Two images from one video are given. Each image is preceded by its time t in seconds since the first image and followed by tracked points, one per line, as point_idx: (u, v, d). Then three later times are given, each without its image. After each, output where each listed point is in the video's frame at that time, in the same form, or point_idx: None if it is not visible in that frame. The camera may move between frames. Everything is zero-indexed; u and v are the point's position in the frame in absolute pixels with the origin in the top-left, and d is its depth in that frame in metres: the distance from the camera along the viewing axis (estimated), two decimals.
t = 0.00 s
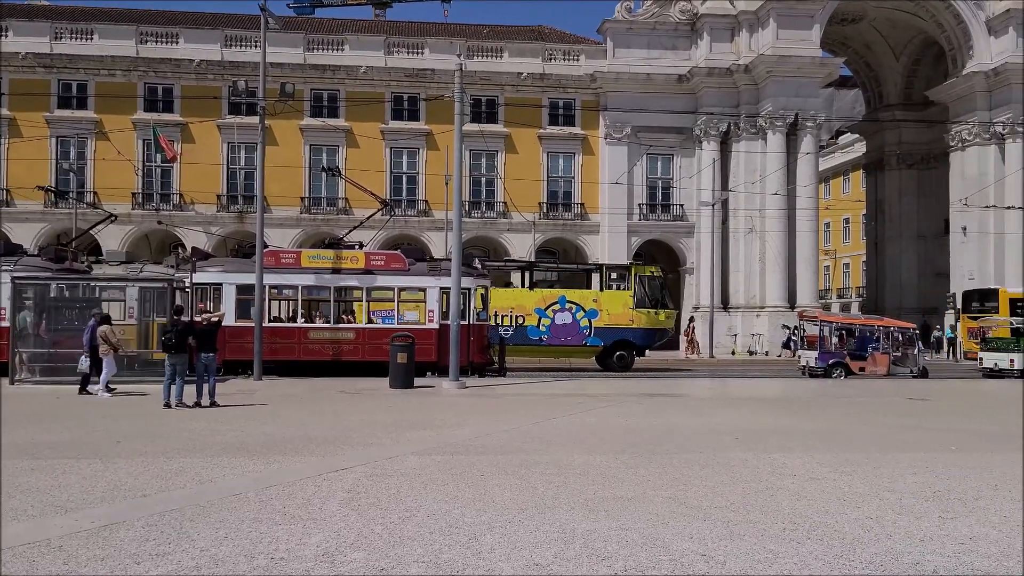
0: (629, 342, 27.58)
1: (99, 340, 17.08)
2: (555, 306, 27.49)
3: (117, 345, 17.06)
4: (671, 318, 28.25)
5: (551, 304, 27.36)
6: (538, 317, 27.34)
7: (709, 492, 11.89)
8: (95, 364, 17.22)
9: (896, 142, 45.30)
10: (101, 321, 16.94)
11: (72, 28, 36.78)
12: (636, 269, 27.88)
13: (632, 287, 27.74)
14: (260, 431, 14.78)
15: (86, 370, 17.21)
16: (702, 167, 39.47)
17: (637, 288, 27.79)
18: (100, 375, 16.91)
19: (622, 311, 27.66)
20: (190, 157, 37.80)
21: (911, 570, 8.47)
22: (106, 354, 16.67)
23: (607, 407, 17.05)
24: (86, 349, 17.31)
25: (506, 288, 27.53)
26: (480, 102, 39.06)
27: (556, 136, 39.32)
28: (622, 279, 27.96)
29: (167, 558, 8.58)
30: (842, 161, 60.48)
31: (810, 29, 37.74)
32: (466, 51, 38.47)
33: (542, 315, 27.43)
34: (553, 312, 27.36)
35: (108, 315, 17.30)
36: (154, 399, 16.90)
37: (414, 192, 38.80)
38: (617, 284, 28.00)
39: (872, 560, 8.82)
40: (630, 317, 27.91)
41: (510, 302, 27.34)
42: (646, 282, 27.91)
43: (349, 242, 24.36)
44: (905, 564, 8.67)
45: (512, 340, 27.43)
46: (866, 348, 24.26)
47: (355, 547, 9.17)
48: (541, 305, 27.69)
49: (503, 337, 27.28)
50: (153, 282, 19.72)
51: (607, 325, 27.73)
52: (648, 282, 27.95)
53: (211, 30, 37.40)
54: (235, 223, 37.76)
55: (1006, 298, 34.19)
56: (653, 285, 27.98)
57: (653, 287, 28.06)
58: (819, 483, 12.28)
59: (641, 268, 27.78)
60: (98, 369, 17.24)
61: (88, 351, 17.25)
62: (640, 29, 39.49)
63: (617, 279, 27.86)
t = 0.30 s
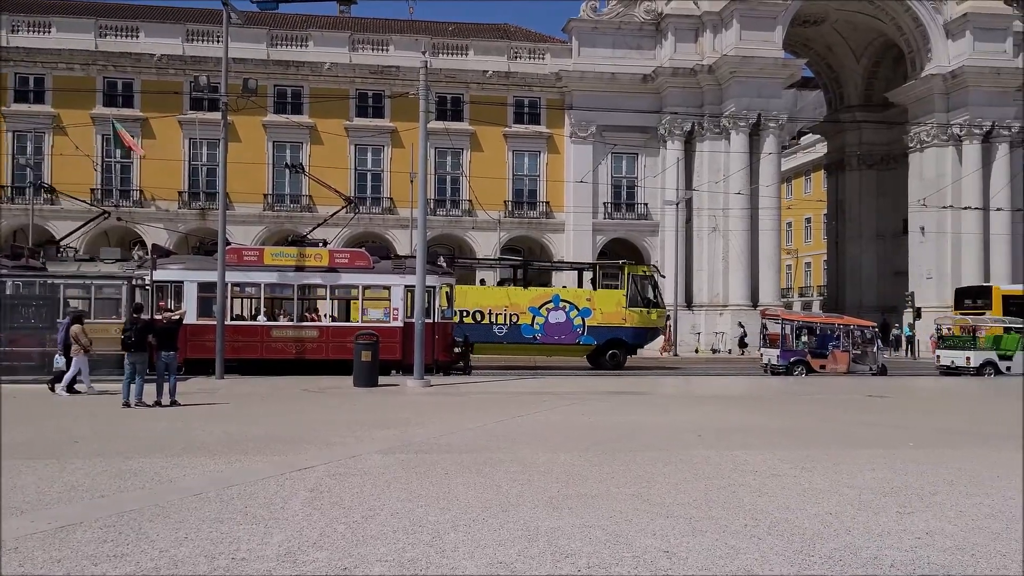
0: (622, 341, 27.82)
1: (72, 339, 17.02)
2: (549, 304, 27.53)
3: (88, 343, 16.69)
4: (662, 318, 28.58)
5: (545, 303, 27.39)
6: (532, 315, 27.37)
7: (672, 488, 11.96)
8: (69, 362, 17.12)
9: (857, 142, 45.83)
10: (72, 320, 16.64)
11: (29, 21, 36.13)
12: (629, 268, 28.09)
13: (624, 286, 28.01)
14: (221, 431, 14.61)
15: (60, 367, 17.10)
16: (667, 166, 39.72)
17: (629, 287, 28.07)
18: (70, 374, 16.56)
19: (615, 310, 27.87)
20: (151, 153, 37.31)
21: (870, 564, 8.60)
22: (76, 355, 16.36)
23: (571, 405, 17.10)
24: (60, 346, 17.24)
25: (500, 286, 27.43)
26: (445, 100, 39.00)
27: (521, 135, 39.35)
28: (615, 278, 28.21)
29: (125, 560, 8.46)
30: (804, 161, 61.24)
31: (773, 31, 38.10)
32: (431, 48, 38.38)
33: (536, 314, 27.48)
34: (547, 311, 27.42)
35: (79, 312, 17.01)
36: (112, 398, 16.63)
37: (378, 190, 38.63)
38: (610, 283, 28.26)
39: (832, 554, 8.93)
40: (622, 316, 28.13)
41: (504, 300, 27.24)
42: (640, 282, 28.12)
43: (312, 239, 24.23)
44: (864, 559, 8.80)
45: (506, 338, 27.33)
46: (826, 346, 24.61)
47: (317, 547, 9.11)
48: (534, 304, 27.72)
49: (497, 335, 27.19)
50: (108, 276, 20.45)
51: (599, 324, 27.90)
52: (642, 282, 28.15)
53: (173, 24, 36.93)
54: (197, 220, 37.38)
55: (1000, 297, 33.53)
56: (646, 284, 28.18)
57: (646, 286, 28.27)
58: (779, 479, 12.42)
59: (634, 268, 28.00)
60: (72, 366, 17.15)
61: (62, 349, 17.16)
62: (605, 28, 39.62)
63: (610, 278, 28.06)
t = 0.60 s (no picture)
0: (622, 340, 28.36)
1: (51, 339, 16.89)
2: (550, 303, 27.78)
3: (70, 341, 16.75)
4: (659, 316, 29.22)
5: (547, 302, 27.65)
6: (534, 314, 27.58)
7: (643, 486, 12.01)
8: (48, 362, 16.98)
9: (826, 142, 46.26)
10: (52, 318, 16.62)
11: None
12: (629, 268, 28.68)
13: (624, 285, 28.53)
14: (190, 430, 14.45)
15: (39, 366, 17.00)
16: (638, 165, 39.88)
17: (629, 287, 28.63)
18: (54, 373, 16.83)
19: (615, 308, 28.40)
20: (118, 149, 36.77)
21: (837, 559, 8.69)
22: (61, 353, 16.57)
23: (543, 403, 17.13)
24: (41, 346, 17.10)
25: (503, 285, 27.56)
26: (417, 97, 38.94)
27: (493, 133, 39.35)
28: (614, 277, 28.59)
29: (91, 560, 8.35)
30: (774, 160, 61.83)
31: (744, 31, 38.40)
32: (403, 45, 38.32)
33: (537, 312, 27.71)
34: (549, 309, 27.67)
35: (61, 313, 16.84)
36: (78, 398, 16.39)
37: (350, 187, 38.47)
38: (608, 282, 28.75)
39: (800, 550, 9.01)
40: (621, 314, 28.67)
41: (507, 298, 27.37)
42: (639, 281, 28.75)
43: (283, 237, 24.11)
44: (831, 554, 8.89)
45: (508, 336, 27.45)
46: (795, 344, 24.90)
47: (287, 546, 9.04)
48: (535, 302, 27.96)
49: (500, 333, 27.28)
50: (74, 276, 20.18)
51: (599, 322, 28.31)
52: (640, 281, 28.81)
53: (140, 18, 36.49)
54: (166, 216, 36.96)
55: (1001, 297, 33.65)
56: (644, 283, 28.85)
57: (643, 285, 28.87)
58: (749, 476, 12.51)
59: (634, 267, 28.64)
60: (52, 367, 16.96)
61: (42, 348, 17.06)
62: (577, 27, 39.71)
63: (610, 277, 28.55)
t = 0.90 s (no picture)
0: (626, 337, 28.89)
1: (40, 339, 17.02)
2: (555, 302, 28.54)
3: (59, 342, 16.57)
4: (663, 314, 29.69)
5: (552, 300, 28.37)
6: (539, 312, 28.28)
7: (619, 484, 12.03)
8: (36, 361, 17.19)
9: (801, 142, 46.59)
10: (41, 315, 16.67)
11: None
12: (633, 267, 29.21)
13: (628, 284, 29.05)
14: (164, 429, 14.31)
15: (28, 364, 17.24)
16: (615, 163, 39.95)
17: (634, 285, 29.11)
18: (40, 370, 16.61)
19: (619, 306, 28.95)
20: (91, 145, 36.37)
21: (811, 556, 8.76)
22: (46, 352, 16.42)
23: (520, 401, 17.14)
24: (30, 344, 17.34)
25: (509, 284, 28.24)
26: (394, 95, 38.81)
27: (470, 131, 39.33)
28: (618, 276, 29.08)
29: (61, 561, 8.25)
30: (750, 159, 62.29)
31: (720, 30, 38.59)
32: (380, 42, 38.19)
33: (543, 310, 28.40)
34: (554, 307, 28.36)
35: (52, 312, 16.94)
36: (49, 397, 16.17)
37: (326, 184, 38.33)
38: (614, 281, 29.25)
39: (774, 547, 9.07)
40: (626, 312, 29.22)
41: (513, 297, 28.05)
42: (643, 279, 29.25)
43: (258, 234, 24.01)
44: (805, 550, 8.96)
45: (514, 334, 28.17)
46: (771, 342, 25.08)
47: (261, 545, 8.98)
48: (541, 301, 28.65)
49: (506, 331, 27.99)
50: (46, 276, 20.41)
51: (604, 321, 28.96)
52: (645, 280, 29.29)
53: (113, 13, 36.07)
54: (139, 214, 36.64)
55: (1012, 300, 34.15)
56: (648, 282, 29.41)
57: (646, 284, 29.41)
58: (724, 473, 12.59)
59: (637, 266, 29.19)
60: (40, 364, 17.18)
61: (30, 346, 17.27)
62: (555, 25, 39.71)
63: (614, 276, 29.05)
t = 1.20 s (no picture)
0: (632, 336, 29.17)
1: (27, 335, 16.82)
2: (562, 300, 28.70)
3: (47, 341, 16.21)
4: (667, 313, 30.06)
5: (558, 299, 28.54)
6: (546, 311, 28.44)
7: (596, 482, 12.04)
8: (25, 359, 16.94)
9: (777, 142, 46.87)
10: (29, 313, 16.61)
11: None
12: (638, 267, 29.67)
13: (634, 284, 29.44)
14: (138, 430, 14.17)
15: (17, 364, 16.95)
16: (594, 162, 40.06)
17: (639, 285, 29.55)
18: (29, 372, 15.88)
19: (625, 305, 29.26)
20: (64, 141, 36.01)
21: (786, 553, 8.82)
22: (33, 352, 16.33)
23: (498, 401, 17.13)
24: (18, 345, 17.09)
25: (516, 283, 28.37)
26: (372, 93, 38.65)
27: (448, 129, 39.29)
28: (623, 275, 29.47)
29: (32, 563, 8.16)
30: (726, 159, 62.67)
31: (697, 31, 38.76)
32: (358, 41, 38.08)
33: (549, 310, 28.59)
34: (561, 307, 28.54)
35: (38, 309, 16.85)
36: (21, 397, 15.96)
37: (304, 183, 38.19)
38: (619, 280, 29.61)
39: (749, 544, 9.12)
40: (631, 312, 29.52)
41: (520, 296, 28.21)
42: (647, 279, 29.73)
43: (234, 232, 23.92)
44: (780, 548, 9.01)
45: (521, 333, 28.29)
46: (747, 341, 25.28)
47: (236, 546, 8.92)
48: (547, 300, 28.82)
49: (513, 330, 28.11)
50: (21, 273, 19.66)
51: (610, 320, 29.20)
52: (649, 279, 29.79)
53: (87, 9, 35.69)
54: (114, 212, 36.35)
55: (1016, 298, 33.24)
56: (653, 282, 29.92)
57: (651, 283, 29.88)
58: (700, 471, 12.65)
59: (642, 266, 29.66)
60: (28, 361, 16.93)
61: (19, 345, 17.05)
62: (533, 24, 39.74)
63: (619, 275, 29.43)
